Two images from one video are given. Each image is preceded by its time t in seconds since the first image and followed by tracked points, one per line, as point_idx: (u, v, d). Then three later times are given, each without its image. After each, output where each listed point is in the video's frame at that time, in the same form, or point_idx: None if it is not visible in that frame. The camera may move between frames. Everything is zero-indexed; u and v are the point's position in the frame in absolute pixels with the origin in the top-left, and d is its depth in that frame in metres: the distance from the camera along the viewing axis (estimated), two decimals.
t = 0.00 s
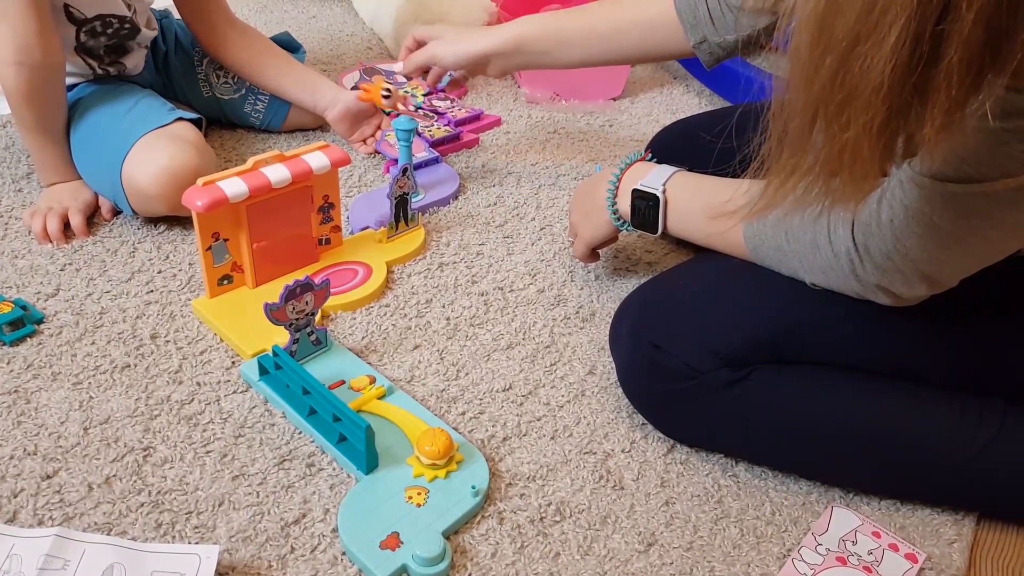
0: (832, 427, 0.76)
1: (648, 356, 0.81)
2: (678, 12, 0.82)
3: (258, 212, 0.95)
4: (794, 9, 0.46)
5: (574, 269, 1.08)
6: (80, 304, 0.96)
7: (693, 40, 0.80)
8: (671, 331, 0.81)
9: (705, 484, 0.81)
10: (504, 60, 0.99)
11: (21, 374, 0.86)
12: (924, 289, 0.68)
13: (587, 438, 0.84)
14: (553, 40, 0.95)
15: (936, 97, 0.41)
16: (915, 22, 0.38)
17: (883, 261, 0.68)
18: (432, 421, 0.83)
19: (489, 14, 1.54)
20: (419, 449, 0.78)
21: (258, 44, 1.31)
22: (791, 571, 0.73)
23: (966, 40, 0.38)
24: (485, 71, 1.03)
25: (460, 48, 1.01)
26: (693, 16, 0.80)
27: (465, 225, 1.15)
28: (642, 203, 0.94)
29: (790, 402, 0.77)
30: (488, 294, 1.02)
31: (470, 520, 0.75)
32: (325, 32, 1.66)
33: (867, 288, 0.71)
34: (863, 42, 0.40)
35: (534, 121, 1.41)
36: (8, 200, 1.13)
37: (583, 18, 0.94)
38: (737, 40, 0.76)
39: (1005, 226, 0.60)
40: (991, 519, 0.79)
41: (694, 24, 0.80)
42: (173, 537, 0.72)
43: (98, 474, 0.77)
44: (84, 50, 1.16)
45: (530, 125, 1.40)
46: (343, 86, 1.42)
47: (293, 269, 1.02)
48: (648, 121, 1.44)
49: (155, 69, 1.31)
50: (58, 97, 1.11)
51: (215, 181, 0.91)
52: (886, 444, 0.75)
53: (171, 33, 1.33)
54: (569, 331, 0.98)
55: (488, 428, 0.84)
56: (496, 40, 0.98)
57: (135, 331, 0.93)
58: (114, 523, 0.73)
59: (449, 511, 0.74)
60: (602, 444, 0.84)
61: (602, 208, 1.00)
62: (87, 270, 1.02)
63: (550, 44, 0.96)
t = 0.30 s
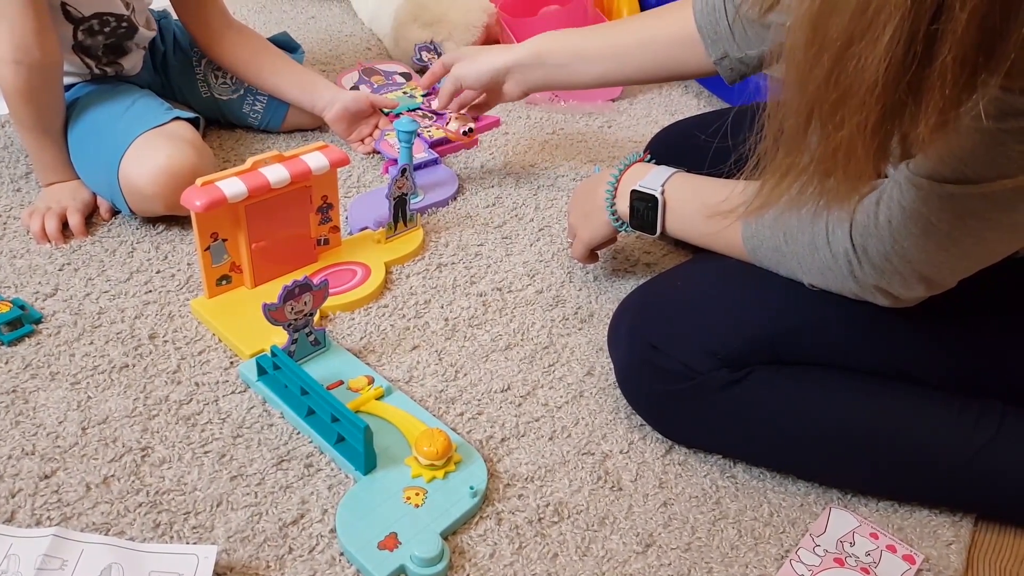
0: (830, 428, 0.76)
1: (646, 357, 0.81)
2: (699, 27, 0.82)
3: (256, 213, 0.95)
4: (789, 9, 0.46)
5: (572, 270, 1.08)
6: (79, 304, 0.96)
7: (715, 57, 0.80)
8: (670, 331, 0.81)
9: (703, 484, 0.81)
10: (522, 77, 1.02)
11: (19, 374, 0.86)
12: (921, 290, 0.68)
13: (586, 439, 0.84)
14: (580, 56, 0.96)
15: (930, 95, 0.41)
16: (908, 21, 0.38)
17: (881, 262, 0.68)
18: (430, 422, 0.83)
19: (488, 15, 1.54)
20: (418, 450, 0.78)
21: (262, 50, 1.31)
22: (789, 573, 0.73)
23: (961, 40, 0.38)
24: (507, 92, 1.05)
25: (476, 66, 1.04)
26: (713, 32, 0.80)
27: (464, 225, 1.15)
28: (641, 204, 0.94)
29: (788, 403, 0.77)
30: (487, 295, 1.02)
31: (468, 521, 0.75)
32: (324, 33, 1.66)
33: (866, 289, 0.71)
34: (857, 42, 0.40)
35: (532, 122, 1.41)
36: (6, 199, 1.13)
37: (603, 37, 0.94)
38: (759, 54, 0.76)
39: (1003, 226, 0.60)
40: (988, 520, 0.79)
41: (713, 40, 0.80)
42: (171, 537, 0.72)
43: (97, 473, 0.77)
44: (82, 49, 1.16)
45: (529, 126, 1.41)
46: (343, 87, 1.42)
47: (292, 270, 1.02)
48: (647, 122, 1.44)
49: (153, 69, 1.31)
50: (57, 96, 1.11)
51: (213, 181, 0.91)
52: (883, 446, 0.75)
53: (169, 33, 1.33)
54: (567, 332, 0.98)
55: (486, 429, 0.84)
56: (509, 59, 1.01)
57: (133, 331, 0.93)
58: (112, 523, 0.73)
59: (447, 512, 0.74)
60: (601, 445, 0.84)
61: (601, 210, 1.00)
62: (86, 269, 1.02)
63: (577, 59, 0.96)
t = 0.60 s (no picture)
0: (830, 427, 0.76)
1: (645, 357, 0.81)
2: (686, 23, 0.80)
3: (255, 212, 0.95)
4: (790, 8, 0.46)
5: (572, 269, 1.08)
6: (78, 303, 0.96)
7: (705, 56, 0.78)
8: (670, 331, 0.81)
9: (702, 484, 0.81)
10: (516, 78, 1.02)
11: (19, 373, 0.86)
12: (921, 290, 0.68)
13: (585, 439, 0.85)
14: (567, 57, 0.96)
15: (931, 97, 0.41)
16: (910, 22, 0.38)
17: (881, 262, 0.68)
18: (430, 421, 0.83)
19: (488, 15, 1.54)
20: (417, 449, 0.78)
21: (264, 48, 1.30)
22: (788, 572, 0.73)
23: (964, 43, 0.38)
24: (503, 93, 1.05)
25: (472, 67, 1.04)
26: (701, 28, 0.78)
27: (463, 225, 1.15)
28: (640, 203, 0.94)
29: (787, 402, 0.77)
30: (487, 294, 1.02)
31: (467, 521, 0.75)
32: (324, 32, 1.66)
33: (865, 289, 0.71)
34: (858, 42, 0.40)
35: (531, 121, 1.41)
36: (6, 199, 1.13)
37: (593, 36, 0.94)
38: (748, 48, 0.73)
39: (1003, 227, 0.60)
40: (988, 519, 0.79)
41: (700, 36, 0.78)
42: (171, 536, 0.72)
43: (96, 473, 0.77)
44: (78, 51, 1.16)
45: (528, 125, 1.41)
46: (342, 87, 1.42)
47: (292, 269, 1.02)
48: (646, 121, 1.44)
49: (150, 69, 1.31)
50: (55, 96, 1.11)
51: (212, 180, 0.91)
52: (883, 445, 0.75)
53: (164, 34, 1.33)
54: (567, 332, 0.98)
55: (485, 429, 0.84)
56: (502, 60, 1.01)
57: (133, 330, 0.93)
58: (112, 522, 0.73)
59: (446, 512, 0.74)
60: (600, 445, 0.84)
61: (601, 209, 1.00)
62: (86, 269, 1.02)
63: (565, 59, 0.96)
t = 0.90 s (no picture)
0: (831, 427, 0.76)
1: (646, 357, 0.81)
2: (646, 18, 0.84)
3: (253, 214, 0.95)
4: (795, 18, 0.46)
5: (572, 269, 1.08)
6: (78, 304, 0.96)
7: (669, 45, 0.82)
8: (670, 331, 0.81)
9: (702, 484, 0.81)
10: (486, 74, 1.02)
11: (19, 374, 0.86)
12: (920, 290, 0.68)
13: (585, 439, 0.85)
14: (539, 51, 0.96)
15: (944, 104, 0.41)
16: (928, 32, 0.38)
17: (879, 263, 0.68)
18: (429, 422, 0.83)
19: (488, 15, 1.54)
20: (417, 449, 0.78)
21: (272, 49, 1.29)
22: (788, 571, 0.73)
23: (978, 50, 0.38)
24: (469, 86, 1.06)
25: (440, 63, 1.05)
26: (666, 22, 0.81)
27: (462, 225, 1.15)
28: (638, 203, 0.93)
29: (787, 402, 0.77)
30: (486, 294, 1.02)
31: (466, 521, 0.75)
32: (323, 33, 1.67)
33: (863, 288, 0.71)
34: (874, 53, 0.40)
35: (531, 121, 1.42)
36: (6, 200, 1.13)
37: (562, 28, 0.94)
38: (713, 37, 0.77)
39: (1001, 227, 0.60)
40: (988, 518, 0.79)
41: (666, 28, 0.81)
42: (171, 537, 0.72)
43: (96, 473, 0.77)
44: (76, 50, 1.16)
45: (527, 125, 1.41)
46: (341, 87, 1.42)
47: (291, 269, 1.02)
48: (646, 121, 1.44)
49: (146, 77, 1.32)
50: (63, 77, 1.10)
51: (212, 181, 0.91)
52: (883, 446, 0.75)
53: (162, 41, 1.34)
54: (566, 332, 0.98)
55: (485, 429, 0.84)
56: (470, 57, 1.01)
57: (133, 331, 0.93)
58: (112, 523, 0.73)
59: (446, 512, 0.74)
60: (600, 444, 0.84)
61: (600, 209, 1.00)
62: (86, 270, 1.02)
63: (533, 54, 0.96)
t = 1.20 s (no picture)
0: (830, 426, 0.76)
1: (645, 357, 0.81)
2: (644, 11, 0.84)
3: (254, 213, 0.95)
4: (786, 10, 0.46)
5: (572, 269, 1.08)
6: (78, 304, 0.96)
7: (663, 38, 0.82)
8: (670, 331, 0.81)
9: (702, 484, 0.81)
10: (476, 60, 1.01)
11: (18, 375, 0.86)
12: (919, 288, 0.68)
13: (585, 439, 0.85)
14: (527, 41, 0.96)
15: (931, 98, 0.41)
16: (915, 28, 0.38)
17: (879, 262, 0.68)
18: (429, 422, 0.83)
19: (487, 15, 1.54)
20: (417, 449, 0.78)
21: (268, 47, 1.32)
22: (788, 571, 0.73)
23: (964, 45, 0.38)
24: (461, 72, 1.05)
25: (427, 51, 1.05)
26: (661, 14, 0.81)
27: (462, 225, 1.15)
28: (638, 203, 0.93)
29: (787, 403, 0.77)
30: (486, 295, 1.02)
31: (466, 521, 0.75)
32: (322, 33, 1.67)
33: (864, 288, 0.71)
34: (862, 48, 0.40)
35: (531, 122, 1.42)
36: (5, 200, 1.13)
37: (560, 24, 0.94)
38: (707, 31, 0.77)
39: (999, 224, 0.60)
40: (988, 518, 0.79)
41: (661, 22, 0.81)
42: (171, 537, 0.72)
43: (95, 474, 0.77)
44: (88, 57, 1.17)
45: (527, 126, 1.41)
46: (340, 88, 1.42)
47: (291, 270, 1.02)
48: (646, 121, 1.44)
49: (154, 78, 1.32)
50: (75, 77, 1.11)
51: (212, 181, 0.91)
52: (882, 444, 0.75)
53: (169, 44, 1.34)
54: (566, 332, 0.98)
55: (485, 429, 0.84)
56: (457, 45, 1.01)
57: (133, 331, 0.93)
58: (111, 524, 0.73)
59: (447, 512, 0.74)
60: (600, 445, 0.84)
61: (600, 209, 1.00)
62: (85, 270, 1.02)
63: (523, 43, 0.96)
